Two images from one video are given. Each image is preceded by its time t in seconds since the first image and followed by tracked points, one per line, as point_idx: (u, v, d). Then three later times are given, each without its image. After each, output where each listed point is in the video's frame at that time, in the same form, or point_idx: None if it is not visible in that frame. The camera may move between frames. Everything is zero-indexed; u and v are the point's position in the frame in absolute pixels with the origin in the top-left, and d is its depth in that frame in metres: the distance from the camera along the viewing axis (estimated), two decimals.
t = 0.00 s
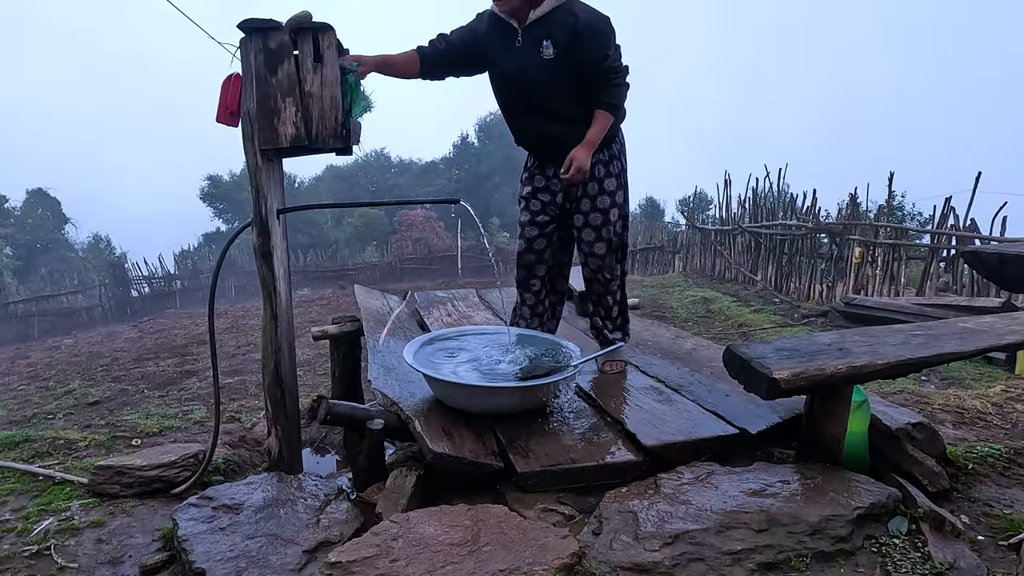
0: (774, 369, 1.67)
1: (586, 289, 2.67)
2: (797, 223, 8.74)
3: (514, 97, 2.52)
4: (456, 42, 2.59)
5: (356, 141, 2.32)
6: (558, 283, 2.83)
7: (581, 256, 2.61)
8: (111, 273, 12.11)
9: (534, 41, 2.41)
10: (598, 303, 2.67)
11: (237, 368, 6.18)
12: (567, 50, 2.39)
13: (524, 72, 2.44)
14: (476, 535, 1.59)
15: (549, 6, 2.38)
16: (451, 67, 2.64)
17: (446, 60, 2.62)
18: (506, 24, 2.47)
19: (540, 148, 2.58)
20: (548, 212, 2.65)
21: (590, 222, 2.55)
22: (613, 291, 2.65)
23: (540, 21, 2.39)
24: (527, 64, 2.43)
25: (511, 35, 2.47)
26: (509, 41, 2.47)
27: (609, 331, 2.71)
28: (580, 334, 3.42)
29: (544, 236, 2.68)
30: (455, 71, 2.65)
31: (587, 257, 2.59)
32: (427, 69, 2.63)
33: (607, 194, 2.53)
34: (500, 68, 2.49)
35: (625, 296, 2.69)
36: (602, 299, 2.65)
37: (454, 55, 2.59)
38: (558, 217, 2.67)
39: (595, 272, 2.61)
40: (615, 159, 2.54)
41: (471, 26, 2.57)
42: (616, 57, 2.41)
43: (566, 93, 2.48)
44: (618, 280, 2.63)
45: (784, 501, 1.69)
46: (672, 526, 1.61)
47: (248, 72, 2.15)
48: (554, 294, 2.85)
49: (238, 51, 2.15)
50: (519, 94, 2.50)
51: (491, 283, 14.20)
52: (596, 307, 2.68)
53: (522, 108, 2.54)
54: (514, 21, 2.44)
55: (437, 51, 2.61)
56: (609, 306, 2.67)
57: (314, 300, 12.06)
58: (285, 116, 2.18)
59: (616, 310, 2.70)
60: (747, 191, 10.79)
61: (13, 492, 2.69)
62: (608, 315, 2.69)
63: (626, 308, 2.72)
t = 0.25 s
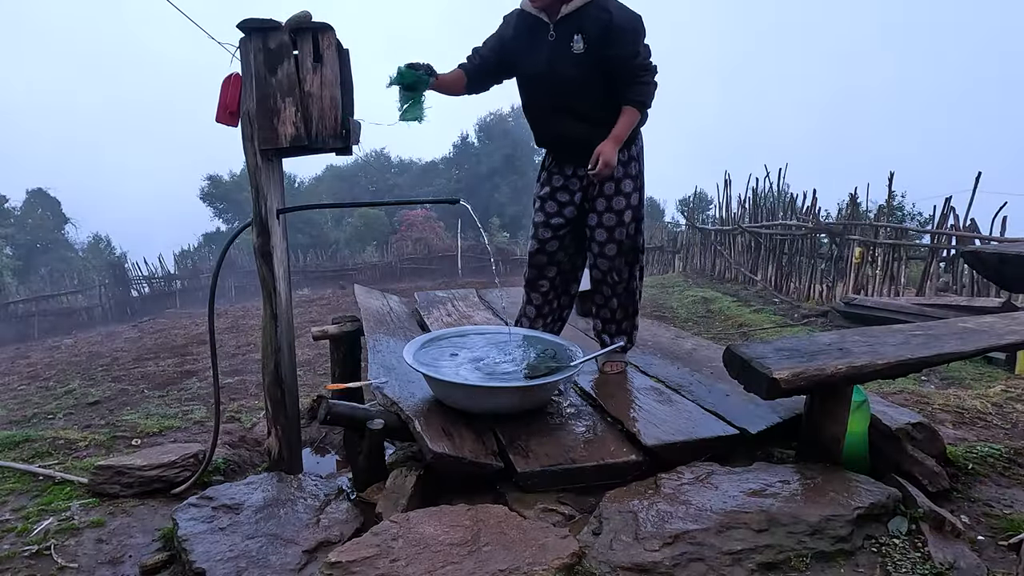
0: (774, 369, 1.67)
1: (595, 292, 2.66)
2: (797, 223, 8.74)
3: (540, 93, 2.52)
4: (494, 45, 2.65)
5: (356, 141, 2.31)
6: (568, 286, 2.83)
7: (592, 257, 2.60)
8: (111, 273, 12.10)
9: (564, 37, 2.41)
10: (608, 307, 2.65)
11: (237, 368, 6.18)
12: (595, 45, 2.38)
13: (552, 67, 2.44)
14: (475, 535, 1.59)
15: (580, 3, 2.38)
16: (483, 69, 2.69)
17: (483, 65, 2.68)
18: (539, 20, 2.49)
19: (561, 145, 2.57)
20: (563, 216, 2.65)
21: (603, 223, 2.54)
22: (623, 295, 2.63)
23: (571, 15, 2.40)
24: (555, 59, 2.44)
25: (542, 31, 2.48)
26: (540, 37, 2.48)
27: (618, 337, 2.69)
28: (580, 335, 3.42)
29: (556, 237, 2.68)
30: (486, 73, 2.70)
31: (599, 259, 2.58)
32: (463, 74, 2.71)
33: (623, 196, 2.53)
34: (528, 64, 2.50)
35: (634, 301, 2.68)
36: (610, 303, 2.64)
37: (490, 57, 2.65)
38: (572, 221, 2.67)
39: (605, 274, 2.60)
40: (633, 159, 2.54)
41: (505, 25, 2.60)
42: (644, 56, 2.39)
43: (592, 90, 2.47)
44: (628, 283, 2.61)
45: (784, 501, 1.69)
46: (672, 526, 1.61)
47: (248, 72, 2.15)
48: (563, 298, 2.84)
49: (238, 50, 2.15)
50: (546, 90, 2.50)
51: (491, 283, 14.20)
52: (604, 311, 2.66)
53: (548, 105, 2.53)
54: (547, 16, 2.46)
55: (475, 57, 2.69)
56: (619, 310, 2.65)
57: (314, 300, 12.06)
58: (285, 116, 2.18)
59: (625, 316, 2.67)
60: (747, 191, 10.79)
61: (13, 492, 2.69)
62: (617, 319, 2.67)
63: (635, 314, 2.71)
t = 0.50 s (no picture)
0: (774, 369, 1.67)
1: (599, 294, 2.65)
2: (797, 223, 8.74)
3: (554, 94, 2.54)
4: (518, 48, 2.68)
5: (356, 141, 2.31)
6: (572, 286, 2.83)
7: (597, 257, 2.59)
8: (111, 273, 12.09)
9: (578, 37, 2.41)
10: (611, 308, 2.65)
11: (237, 368, 6.18)
12: (609, 47, 2.37)
13: (566, 68, 2.46)
14: (475, 535, 1.59)
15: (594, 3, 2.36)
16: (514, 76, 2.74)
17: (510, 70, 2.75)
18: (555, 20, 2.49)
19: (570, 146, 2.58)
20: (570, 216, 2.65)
21: (608, 223, 2.54)
22: (627, 296, 2.63)
23: (587, 15, 2.38)
24: (569, 60, 2.45)
25: (557, 30, 2.49)
26: (556, 36, 2.49)
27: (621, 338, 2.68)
28: (580, 335, 3.41)
29: (562, 236, 2.68)
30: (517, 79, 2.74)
31: (604, 259, 2.57)
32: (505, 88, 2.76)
33: (630, 197, 2.52)
34: (543, 64, 2.52)
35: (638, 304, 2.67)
36: (612, 304, 2.63)
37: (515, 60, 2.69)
38: (579, 221, 2.67)
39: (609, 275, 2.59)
40: (642, 162, 2.53)
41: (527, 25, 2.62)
42: (655, 59, 2.36)
43: (604, 92, 2.46)
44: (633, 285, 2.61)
45: (784, 501, 1.69)
46: (672, 526, 1.61)
47: (248, 72, 2.15)
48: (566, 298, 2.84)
49: (238, 51, 2.15)
50: (559, 90, 2.51)
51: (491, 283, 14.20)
52: (607, 312, 2.66)
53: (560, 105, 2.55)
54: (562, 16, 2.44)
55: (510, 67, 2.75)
56: (622, 312, 2.64)
57: (314, 300, 12.06)
58: (285, 116, 2.18)
59: (627, 318, 2.66)
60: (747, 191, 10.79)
61: (13, 492, 2.69)
62: (620, 321, 2.66)
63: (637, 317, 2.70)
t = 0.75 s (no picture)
0: (774, 369, 1.67)
1: (601, 292, 2.65)
2: (797, 223, 8.74)
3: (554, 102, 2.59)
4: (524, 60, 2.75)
5: (356, 141, 2.31)
6: (574, 283, 2.84)
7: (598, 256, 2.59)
8: (111, 273, 12.09)
9: (569, 43, 2.45)
10: (614, 308, 2.64)
11: (237, 368, 6.17)
12: (598, 50, 2.38)
13: (559, 75, 2.50)
14: (475, 535, 1.59)
15: (585, 7, 2.38)
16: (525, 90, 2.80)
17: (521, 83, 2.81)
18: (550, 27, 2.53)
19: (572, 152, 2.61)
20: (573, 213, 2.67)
21: (610, 223, 2.54)
22: (630, 297, 2.60)
23: (576, 20, 2.41)
24: (562, 66, 2.48)
25: (553, 37, 2.52)
26: (551, 44, 2.53)
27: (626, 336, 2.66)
28: (580, 335, 3.41)
29: (564, 232, 2.71)
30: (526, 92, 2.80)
31: (604, 258, 2.57)
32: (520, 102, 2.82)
33: (632, 197, 2.49)
34: (542, 72, 2.57)
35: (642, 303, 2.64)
36: (613, 302, 2.63)
37: (521, 72, 2.76)
38: (581, 216, 2.68)
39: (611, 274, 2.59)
40: (643, 162, 2.49)
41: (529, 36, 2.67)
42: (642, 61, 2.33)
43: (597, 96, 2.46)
44: (636, 285, 2.58)
45: (784, 501, 1.69)
46: (672, 526, 1.61)
47: (248, 72, 2.15)
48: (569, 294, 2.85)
49: (238, 50, 2.15)
50: (557, 98, 2.56)
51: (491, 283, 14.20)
52: (609, 310, 2.65)
53: (560, 112, 2.59)
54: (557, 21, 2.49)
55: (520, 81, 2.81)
56: (624, 312, 2.63)
57: (314, 300, 12.06)
58: (285, 116, 2.18)
59: (632, 317, 2.64)
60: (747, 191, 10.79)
61: (13, 492, 2.69)
62: (622, 320, 2.64)
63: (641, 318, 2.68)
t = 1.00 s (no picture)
0: (774, 369, 1.66)
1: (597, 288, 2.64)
2: (797, 223, 8.74)
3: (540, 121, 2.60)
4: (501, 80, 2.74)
5: (356, 141, 2.31)
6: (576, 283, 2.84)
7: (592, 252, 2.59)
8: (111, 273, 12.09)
9: (545, 64, 2.43)
10: (611, 304, 2.62)
11: (237, 368, 6.18)
12: (575, 67, 2.36)
13: (541, 96, 2.49)
14: (475, 535, 1.59)
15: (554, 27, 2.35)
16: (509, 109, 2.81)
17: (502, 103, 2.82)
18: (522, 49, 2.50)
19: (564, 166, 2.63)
20: (569, 211, 2.68)
21: (601, 219, 2.54)
22: (626, 291, 2.60)
23: (548, 40, 2.38)
24: (542, 87, 2.47)
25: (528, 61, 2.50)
26: (528, 67, 2.51)
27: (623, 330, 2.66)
28: (581, 335, 3.41)
29: (560, 232, 2.72)
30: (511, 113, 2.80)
31: (597, 255, 2.57)
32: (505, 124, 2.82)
33: (621, 192, 2.50)
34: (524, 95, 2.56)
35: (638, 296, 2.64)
36: (610, 297, 2.61)
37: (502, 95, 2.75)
38: (577, 217, 2.69)
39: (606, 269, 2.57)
40: (632, 160, 2.51)
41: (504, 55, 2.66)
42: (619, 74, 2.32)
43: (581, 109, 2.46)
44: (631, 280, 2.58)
45: (784, 501, 1.69)
46: (672, 526, 1.61)
47: (248, 72, 2.15)
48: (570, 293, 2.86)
49: (238, 50, 2.15)
50: (542, 118, 2.56)
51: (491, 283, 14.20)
52: (606, 306, 2.64)
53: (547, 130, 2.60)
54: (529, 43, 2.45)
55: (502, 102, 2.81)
56: (620, 307, 2.62)
57: (314, 300, 12.06)
58: (285, 115, 2.18)
59: (629, 311, 2.64)
60: (747, 191, 10.79)
61: (13, 492, 2.69)
62: (619, 315, 2.64)
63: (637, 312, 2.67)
